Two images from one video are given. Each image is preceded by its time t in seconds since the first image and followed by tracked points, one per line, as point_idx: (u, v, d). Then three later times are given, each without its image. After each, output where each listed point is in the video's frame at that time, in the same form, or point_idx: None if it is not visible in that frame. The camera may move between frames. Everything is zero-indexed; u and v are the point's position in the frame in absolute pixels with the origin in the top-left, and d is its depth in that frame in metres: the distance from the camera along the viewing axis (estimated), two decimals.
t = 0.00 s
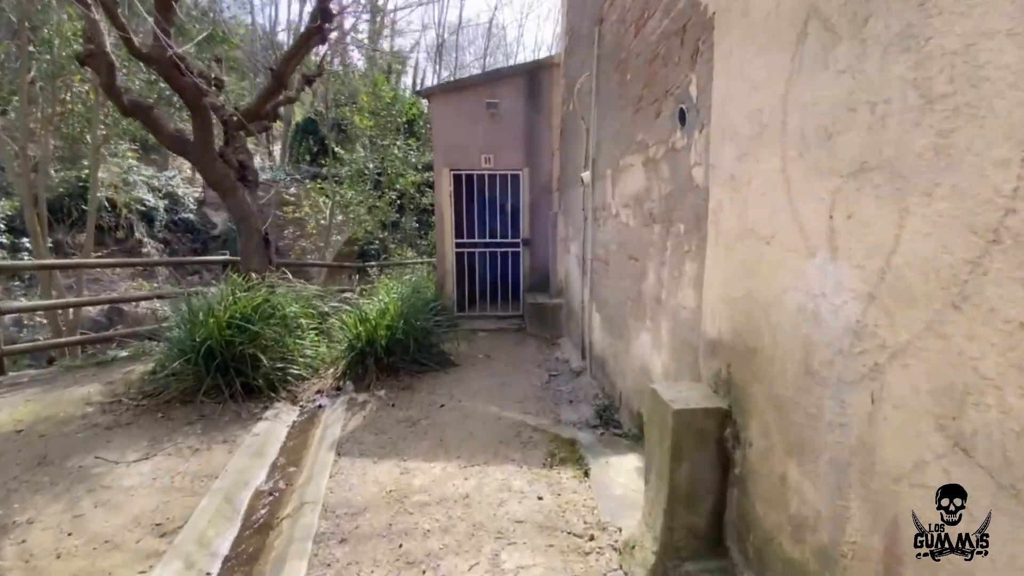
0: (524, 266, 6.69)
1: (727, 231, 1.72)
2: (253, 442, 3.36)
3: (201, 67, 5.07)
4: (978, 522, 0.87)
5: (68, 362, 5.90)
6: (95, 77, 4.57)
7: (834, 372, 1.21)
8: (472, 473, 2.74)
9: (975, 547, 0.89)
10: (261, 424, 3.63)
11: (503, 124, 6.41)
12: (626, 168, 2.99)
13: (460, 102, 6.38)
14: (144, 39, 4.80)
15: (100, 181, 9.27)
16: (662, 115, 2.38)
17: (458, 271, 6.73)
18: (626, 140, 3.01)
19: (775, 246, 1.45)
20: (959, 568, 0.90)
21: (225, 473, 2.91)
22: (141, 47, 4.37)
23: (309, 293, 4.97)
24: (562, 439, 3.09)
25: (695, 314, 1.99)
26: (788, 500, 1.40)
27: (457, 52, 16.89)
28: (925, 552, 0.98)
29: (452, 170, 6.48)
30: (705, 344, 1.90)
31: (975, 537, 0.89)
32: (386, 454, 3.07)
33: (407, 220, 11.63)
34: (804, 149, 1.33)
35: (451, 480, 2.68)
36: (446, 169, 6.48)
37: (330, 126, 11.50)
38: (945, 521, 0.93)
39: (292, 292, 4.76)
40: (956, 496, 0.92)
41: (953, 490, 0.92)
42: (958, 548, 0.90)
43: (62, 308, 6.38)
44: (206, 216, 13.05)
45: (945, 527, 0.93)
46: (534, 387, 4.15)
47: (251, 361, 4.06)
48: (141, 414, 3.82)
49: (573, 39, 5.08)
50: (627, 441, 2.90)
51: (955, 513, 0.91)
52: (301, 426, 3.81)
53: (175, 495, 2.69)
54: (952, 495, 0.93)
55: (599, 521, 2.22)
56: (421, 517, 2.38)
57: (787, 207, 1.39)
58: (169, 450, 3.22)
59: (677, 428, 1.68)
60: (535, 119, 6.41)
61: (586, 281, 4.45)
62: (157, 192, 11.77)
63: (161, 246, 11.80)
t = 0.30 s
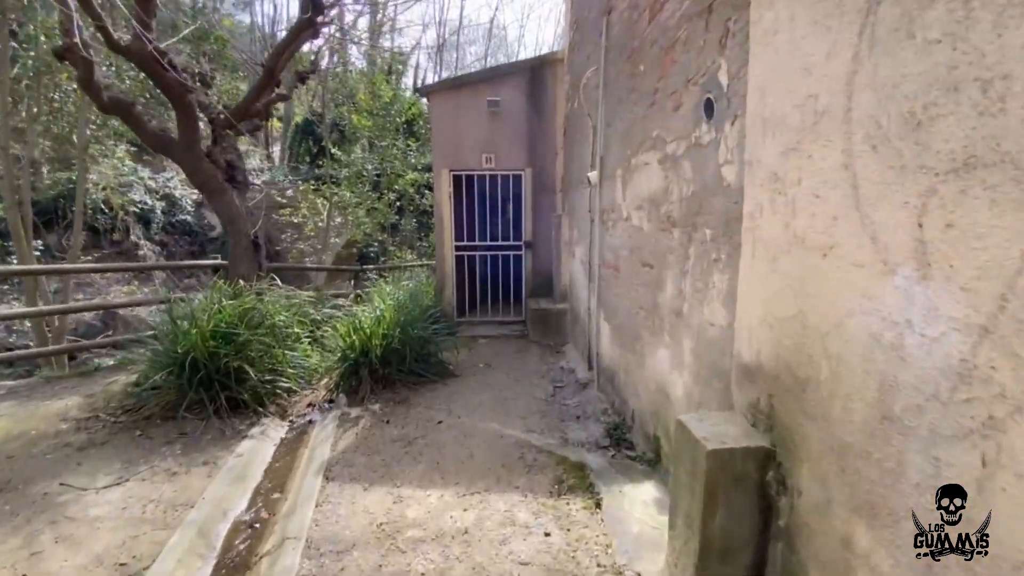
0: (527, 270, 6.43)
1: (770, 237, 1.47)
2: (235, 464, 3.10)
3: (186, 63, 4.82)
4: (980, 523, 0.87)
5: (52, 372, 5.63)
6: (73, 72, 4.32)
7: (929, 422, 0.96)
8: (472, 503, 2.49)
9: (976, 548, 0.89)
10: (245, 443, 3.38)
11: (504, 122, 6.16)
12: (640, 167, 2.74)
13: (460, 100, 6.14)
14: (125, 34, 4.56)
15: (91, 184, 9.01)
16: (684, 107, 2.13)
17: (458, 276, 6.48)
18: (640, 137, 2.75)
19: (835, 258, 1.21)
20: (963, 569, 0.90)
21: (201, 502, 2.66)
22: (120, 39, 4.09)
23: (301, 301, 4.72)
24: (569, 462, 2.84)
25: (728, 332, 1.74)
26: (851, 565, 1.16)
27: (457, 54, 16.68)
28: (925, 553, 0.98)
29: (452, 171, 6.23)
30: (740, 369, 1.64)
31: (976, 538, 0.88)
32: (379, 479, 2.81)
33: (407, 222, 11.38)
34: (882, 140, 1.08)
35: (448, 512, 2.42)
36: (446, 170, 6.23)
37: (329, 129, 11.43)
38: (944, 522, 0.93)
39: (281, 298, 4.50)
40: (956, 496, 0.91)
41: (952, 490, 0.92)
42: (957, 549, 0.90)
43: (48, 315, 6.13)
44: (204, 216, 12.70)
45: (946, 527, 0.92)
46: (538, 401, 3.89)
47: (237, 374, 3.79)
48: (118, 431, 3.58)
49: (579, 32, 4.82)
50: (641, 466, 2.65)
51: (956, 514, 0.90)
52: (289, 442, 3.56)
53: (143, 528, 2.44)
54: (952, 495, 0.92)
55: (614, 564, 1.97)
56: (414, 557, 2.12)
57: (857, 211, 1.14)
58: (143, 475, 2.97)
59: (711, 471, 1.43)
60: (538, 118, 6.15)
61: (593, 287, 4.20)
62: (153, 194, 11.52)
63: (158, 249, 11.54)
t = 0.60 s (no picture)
0: (530, 271, 6.17)
1: (838, 233, 1.21)
2: (215, 486, 2.84)
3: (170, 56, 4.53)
4: (977, 524, 0.88)
5: (32, 380, 5.34)
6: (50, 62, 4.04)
7: None
8: (474, 534, 2.23)
9: (975, 548, 0.90)
10: (228, 461, 3.11)
11: (506, 117, 5.90)
12: (659, 159, 2.49)
13: (460, 94, 5.88)
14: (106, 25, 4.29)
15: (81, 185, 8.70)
16: (714, 89, 1.88)
17: (458, 277, 6.22)
18: (659, 124, 2.48)
19: (938, 259, 0.96)
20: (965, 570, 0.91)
21: (174, 533, 2.41)
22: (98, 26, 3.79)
23: (292, 305, 4.45)
24: (581, 484, 2.58)
25: (777, 346, 1.49)
26: None
27: (456, 54, 16.43)
28: (924, 552, 1.00)
29: (452, 168, 5.97)
30: (795, 391, 1.38)
31: (974, 537, 0.90)
32: (371, 504, 2.54)
33: (406, 222, 11.14)
34: (1014, 105, 0.83)
35: (448, 544, 2.17)
36: (445, 166, 5.97)
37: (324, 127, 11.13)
38: (944, 521, 0.94)
39: (271, 303, 4.24)
40: (956, 496, 0.92)
41: (951, 489, 0.93)
42: (957, 549, 0.92)
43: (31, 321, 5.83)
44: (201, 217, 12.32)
45: (945, 527, 0.94)
46: (545, 411, 3.63)
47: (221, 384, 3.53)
48: (91, 448, 3.32)
49: (585, 22, 4.58)
50: (661, 489, 2.39)
51: (956, 514, 0.92)
52: (278, 457, 3.30)
53: (107, 565, 2.20)
54: (950, 494, 0.93)
55: None
56: None
57: (977, 199, 0.88)
58: (114, 500, 2.73)
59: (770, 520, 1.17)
60: (542, 112, 5.89)
61: (603, 290, 3.93)
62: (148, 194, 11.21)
63: (153, 250, 11.27)
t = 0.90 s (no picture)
0: (534, 274, 5.91)
1: (947, 232, 0.96)
2: (195, 513, 2.58)
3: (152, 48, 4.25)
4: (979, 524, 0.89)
5: (13, 390, 5.03)
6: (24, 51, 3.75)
7: None
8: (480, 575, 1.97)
9: (977, 548, 0.91)
10: (210, 483, 2.85)
11: (509, 113, 5.65)
12: (684, 152, 2.23)
13: (460, 89, 5.62)
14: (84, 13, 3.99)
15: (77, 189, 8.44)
16: (757, 67, 1.63)
17: (459, 281, 5.96)
18: (685, 112, 2.22)
19: None
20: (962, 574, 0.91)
21: (144, 571, 2.15)
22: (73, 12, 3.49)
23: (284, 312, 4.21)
24: (598, 513, 2.32)
25: (848, 369, 1.23)
26: None
27: (457, 55, 16.16)
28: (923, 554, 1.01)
29: (452, 166, 5.72)
30: (879, 427, 1.13)
31: (976, 538, 0.91)
32: (364, 536, 2.28)
33: (405, 223, 10.85)
34: None
35: None
36: (445, 165, 5.72)
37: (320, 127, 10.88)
38: (945, 522, 0.96)
39: (259, 310, 3.98)
40: (957, 496, 0.93)
41: (953, 490, 0.94)
42: (958, 549, 0.92)
43: (14, 327, 5.53)
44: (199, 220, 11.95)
45: (945, 527, 0.96)
46: (553, 425, 3.37)
47: (204, 398, 3.27)
48: (65, 468, 3.05)
49: (592, 11, 4.32)
50: (688, 520, 2.13)
51: (956, 514, 0.93)
52: (265, 476, 3.03)
53: None
54: (952, 495, 0.94)
55: None
56: None
57: None
58: (81, 530, 2.48)
59: None
60: (546, 108, 5.63)
61: (614, 295, 3.67)
62: (143, 194, 10.90)
63: (148, 252, 10.98)
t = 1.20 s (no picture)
0: (537, 278, 5.65)
1: None
2: (167, 549, 2.32)
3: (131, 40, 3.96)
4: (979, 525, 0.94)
5: None
6: None
7: None
8: None
9: (977, 548, 0.95)
10: (185, 514, 2.58)
11: (511, 111, 5.40)
12: (711, 147, 1.99)
13: (460, 86, 5.37)
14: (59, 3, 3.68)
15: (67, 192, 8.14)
16: (809, 45, 1.39)
17: (458, 285, 5.71)
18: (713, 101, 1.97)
19: None
20: None
21: None
22: (44, 3, 3.18)
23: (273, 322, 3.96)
24: (615, 552, 2.07)
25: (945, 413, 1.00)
26: None
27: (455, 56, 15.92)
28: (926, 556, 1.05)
29: (451, 166, 5.46)
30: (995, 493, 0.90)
31: (976, 538, 0.95)
32: None
33: (403, 224, 10.60)
34: None
35: None
36: (444, 165, 5.46)
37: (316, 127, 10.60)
38: (946, 522, 1.01)
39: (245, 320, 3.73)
40: (957, 497, 0.99)
41: (952, 491, 0.99)
42: (959, 549, 0.97)
43: None
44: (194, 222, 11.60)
45: (947, 528, 1.01)
46: (560, 444, 3.12)
47: (183, 417, 3.00)
48: (32, 494, 2.75)
49: None
50: (718, 563, 1.89)
51: (956, 514, 0.99)
52: (247, 504, 2.77)
53: None
54: (951, 496, 1.00)
55: None
56: None
57: None
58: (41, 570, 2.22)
59: None
60: (549, 106, 5.39)
61: (624, 303, 3.41)
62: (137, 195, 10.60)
63: (143, 255, 10.70)
